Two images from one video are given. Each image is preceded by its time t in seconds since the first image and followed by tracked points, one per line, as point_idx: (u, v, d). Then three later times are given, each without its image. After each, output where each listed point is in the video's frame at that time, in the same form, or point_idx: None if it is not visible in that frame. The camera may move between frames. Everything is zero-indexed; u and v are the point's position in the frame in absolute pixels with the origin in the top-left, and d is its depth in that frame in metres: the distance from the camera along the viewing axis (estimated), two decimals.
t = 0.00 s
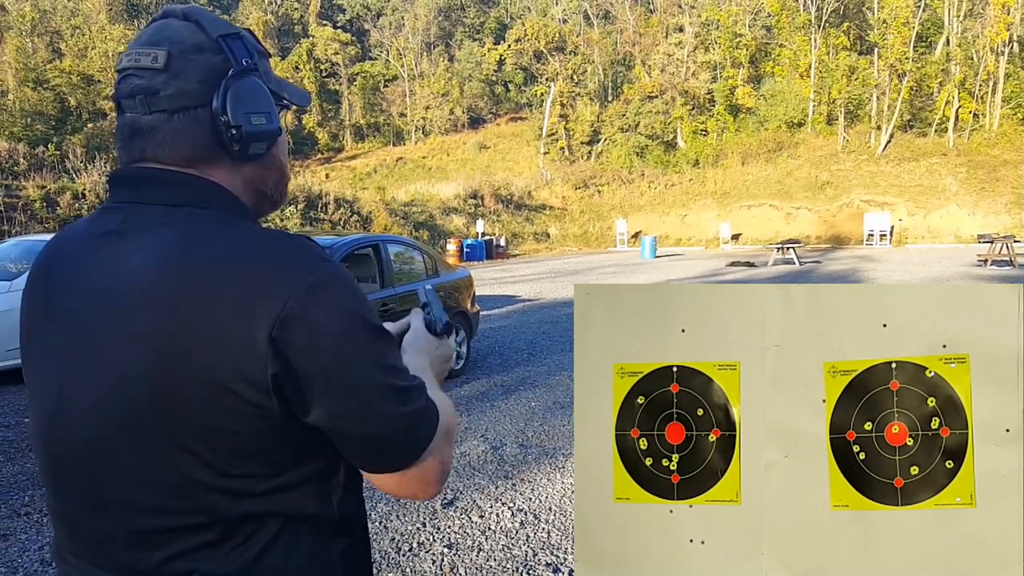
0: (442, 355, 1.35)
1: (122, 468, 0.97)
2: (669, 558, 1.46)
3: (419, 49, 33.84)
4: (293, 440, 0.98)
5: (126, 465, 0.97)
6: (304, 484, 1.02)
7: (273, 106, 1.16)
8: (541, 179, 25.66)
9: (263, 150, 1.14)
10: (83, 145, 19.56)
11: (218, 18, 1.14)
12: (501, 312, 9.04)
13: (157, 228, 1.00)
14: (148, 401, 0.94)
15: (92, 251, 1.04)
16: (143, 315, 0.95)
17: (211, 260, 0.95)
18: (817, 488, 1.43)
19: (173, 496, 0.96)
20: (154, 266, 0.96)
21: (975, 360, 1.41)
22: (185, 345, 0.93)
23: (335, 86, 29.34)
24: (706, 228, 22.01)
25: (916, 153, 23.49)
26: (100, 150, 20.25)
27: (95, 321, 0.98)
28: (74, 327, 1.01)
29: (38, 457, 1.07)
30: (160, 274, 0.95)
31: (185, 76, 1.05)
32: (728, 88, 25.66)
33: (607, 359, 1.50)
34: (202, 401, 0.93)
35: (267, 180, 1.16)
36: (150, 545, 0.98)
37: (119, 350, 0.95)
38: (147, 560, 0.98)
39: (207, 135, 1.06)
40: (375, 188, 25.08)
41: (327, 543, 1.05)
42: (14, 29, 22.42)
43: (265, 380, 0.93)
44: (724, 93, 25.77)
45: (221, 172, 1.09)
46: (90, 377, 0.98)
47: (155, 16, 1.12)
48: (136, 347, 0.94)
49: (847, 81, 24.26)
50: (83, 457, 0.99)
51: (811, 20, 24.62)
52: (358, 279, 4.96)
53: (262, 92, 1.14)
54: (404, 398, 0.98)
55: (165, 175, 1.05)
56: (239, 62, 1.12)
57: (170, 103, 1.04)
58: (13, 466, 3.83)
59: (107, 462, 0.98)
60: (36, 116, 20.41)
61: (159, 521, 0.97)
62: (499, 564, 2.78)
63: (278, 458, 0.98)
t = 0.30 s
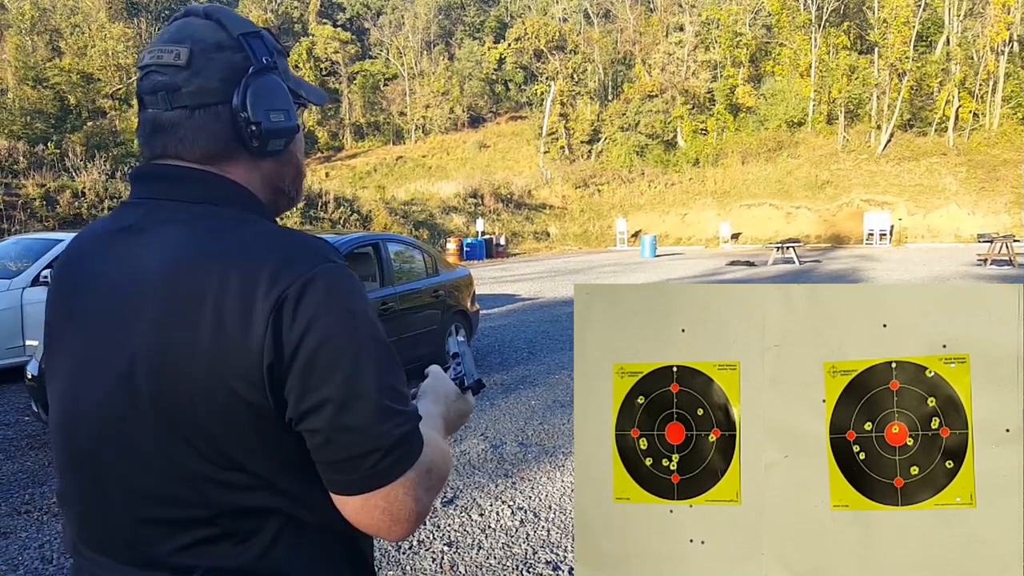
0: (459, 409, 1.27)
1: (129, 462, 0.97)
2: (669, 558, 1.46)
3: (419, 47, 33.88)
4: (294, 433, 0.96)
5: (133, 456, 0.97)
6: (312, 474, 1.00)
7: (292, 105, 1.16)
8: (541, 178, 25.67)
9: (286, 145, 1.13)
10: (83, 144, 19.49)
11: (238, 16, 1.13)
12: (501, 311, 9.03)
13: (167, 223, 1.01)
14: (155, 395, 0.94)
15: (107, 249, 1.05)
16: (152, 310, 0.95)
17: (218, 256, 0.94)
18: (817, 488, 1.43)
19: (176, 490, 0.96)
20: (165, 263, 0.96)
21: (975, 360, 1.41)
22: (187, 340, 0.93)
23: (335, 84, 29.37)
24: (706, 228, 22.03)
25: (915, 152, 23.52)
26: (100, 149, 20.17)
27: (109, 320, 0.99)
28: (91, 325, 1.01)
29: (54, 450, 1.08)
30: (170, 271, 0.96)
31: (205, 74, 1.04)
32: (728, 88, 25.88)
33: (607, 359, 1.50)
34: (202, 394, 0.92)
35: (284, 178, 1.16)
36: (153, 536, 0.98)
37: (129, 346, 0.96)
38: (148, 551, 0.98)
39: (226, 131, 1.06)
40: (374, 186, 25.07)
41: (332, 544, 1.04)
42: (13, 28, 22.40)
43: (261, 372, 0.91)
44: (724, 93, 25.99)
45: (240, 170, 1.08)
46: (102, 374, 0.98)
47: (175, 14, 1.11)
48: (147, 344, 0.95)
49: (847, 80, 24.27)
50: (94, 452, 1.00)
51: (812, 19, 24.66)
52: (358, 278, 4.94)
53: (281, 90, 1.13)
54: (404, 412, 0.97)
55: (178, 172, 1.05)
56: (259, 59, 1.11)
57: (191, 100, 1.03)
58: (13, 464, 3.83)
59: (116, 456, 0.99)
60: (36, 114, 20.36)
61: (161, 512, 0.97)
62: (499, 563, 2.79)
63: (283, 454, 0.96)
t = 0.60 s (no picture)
0: (445, 377, 1.25)
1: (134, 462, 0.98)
2: (669, 558, 1.46)
3: (419, 44, 33.88)
4: (297, 433, 0.96)
5: (137, 451, 0.98)
6: (321, 470, 1.00)
7: (292, 104, 1.15)
8: (541, 175, 25.65)
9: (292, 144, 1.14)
10: (84, 144, 19.44)
11: (238, 16, 1.13)
12: (503, 309, 9.03)
13: (168, 222, 1.01)
14: (154, 393, 0.95)
15: (109, 251, 1.06)
16: (150, 311, 0.96)
17: (218, 258, 0.94)
18: (816, 488, 1.43)
19: (183, 489, 0.96)
20: (166, 264, 0.97)
21: (975, 360, 1.40)
22: (185, 340, 0.93)
23: (335, 82, 29.35)
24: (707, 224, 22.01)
25: (918, 147, 23.43)
26: (101, 148, 20.17)
27: (113, 320, 0.99)
28: (98, 324, 1.02)
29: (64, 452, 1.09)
30: (169, 272, 0.96)
31: (206, 75, 1.04)
32: (728, 83, 25.82)
33: (608, 359, 1.49)
34: (199, 392, 0.93)
35: (287, 176, 1.15)
36: (159, 535, 0.98)
37: (130, 346, 0.96)
38: (151, 550, 0.99)
39: (226, 131, 1.05)
40: (375, 184, 25.04)
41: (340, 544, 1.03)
42: (13, 27, 22.43)
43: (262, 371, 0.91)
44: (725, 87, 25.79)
45: (243, 170, 1.08)
46: (104, 373, 0.99)
47: (176, 15, 1.11)
48: (148, 344, 0.95)
49: (848, 74, 24.15)
50: (100, 449, 1.01)
51: (814, 13, 24.62)
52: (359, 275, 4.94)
53: (281, 89, 1.13)
54: (414, 401, 0.96)
55: (181, 173, 1.05)
56: (259, 59, 1.11)
57: (192, 101, 1.03)
58: (17, 462, 3.84)
59: (119, 456, 0.99)
60: (36, 113, 20.33)
61: (163, 512, 0.98)
62: (503, 559, 2.79)
63: (288, 453, 0.96)
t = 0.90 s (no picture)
0: (419, 369, 1.25)
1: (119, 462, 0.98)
2: (669, 558, 1.46)
3: (419, 39, 33.93)
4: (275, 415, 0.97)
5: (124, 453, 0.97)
6: (300, 456, 1.01)
7: (260, 105, 1.14)
8: (541, 169, 25.66)
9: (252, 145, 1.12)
10: (84, 139, 19.41)
11: (205, 21, 1.13)
12: (503, 304, 9.03)
13: (143, 219, 1.02)
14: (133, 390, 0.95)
15: (86, 256, 1.05)
16: (128, 308, 0.96)
17: (191, 252, 0.95)
18: (817, 488, 1.43)
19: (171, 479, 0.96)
20: (145, 256, 0.97)
21: (975, 360, 1.41)
22: (165, 335, 0.93)
23: (334, 77, 29.38)
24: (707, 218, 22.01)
25: (918, 141, 23.49)
26: (100, 143, 20.16)
27: (93, 313, 0.99)
28: (76, 320, 1.02)
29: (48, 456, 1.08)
30: (147, 264, 0.96)
31: (173, 78, 1.04)
32: (729, 77, 25.55)
33: (607, 359, 1.50)
34: (179, 381, 0.93)
35: (256, 175, 1.15)
36: (145, 532, 0.98)
37: (110, 343, 0.96)
38: (136, 544, 0.99)
39: (194, 132, 1.05)
40: (375, 179, 25.05)
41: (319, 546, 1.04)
42: (12, 23, 22.44)
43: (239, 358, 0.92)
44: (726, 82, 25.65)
45: (211, 170, 1.07)
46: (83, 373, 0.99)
47: (145, 21, 1.11)
48: (125, 339, 0.95)
49: (850, 68, 24.30)
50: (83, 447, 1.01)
51: (815, 6, 24.65)
52: (359, 270, 4.94)
53: (249, 90, 1.12)
54: (386, 381, 0.97)
55: (154, 172, 1.05)
56: (225, 62, 1.10)
57: (158, 104, 1.03)
58: (19, 458, 3.85)
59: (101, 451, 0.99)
60: (36, 109, 20.33)
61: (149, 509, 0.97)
62: (504, 553, 2.80)
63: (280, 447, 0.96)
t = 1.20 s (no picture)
0: (374, 377, 1.29)
1: (41, 426, 1.00)
2: (668, 558, 1.46)
3: (419, 33, 33.88)
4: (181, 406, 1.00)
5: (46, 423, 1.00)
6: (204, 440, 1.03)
7: (225, 95, 1.15)
8: (541, 164, 25.61)
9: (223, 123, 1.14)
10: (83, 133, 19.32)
11: (172, 14, 1.14)
12: (502, 298, 9.04)
13: (88, 196, 1.05)
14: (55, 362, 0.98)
15: (40, 227, 1.07)
16: (74, 278, 0.98)
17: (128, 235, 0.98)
18: (816, 488, 1.43)
19: (107, 458, 0.99)
20: (96, 230, 1.00)
21: (975, 360, 1.41)
22: (83, 325, 0.97)
23: (334, 71, 29.33)
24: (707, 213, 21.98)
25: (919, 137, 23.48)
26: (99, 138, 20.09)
27: (41, 281, 1.01)
28: (26, 287, 1.04)
29: None
30: (97, 237, 0.99)
31: (139, 69, 1.06)
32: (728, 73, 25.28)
33: (607, 359, 1.50)
34: (121, 359, 0.96)
35: (219, 162, 1.17)
36: (80, 514, 1.00)
37: (36, 317, 1.00)
38: (63, 516, 1.01)
39: (159, 121, 1.07)
40: (375, 173, 25.01)
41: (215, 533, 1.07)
42: (11, 16, 22.36)
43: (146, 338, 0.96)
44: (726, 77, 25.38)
45: (173, 157, 1.10)
46: (21, 338, 1.02)
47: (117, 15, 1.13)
48: (49, 318, 0.99)
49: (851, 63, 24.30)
50: (28, 418, 1.02)
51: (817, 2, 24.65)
52: (358, 265, 4.95)
53: (214, 82, 1.12)
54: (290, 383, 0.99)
55: (114, 156, 1.07)
56: (189, 54, 1.10)
57: (125, 92, 1.05)
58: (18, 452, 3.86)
59: (44, 423, 1.01)
60: (35, 103, 20.25)
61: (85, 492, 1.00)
62: (503, 547, 2.81)
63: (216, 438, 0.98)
